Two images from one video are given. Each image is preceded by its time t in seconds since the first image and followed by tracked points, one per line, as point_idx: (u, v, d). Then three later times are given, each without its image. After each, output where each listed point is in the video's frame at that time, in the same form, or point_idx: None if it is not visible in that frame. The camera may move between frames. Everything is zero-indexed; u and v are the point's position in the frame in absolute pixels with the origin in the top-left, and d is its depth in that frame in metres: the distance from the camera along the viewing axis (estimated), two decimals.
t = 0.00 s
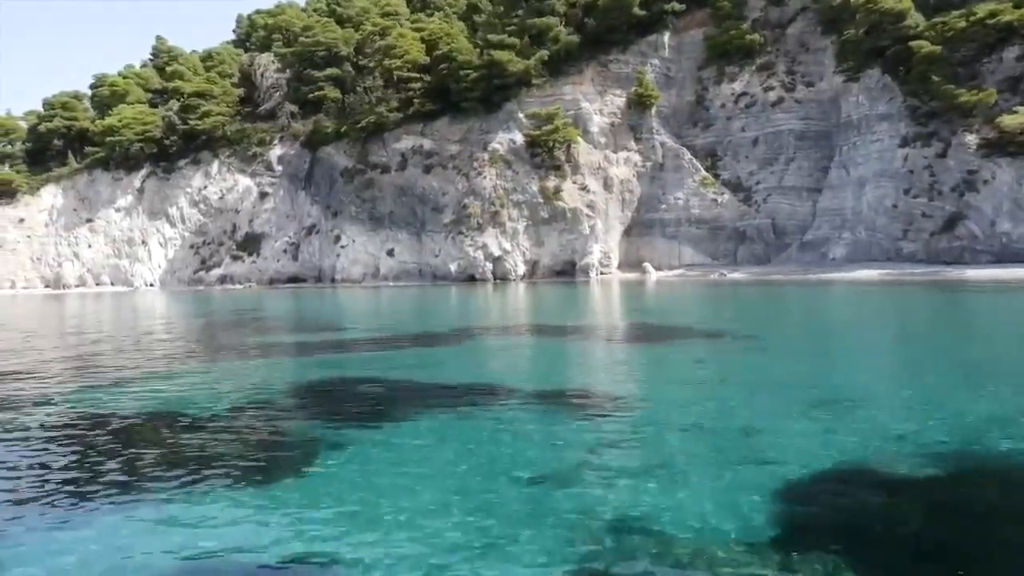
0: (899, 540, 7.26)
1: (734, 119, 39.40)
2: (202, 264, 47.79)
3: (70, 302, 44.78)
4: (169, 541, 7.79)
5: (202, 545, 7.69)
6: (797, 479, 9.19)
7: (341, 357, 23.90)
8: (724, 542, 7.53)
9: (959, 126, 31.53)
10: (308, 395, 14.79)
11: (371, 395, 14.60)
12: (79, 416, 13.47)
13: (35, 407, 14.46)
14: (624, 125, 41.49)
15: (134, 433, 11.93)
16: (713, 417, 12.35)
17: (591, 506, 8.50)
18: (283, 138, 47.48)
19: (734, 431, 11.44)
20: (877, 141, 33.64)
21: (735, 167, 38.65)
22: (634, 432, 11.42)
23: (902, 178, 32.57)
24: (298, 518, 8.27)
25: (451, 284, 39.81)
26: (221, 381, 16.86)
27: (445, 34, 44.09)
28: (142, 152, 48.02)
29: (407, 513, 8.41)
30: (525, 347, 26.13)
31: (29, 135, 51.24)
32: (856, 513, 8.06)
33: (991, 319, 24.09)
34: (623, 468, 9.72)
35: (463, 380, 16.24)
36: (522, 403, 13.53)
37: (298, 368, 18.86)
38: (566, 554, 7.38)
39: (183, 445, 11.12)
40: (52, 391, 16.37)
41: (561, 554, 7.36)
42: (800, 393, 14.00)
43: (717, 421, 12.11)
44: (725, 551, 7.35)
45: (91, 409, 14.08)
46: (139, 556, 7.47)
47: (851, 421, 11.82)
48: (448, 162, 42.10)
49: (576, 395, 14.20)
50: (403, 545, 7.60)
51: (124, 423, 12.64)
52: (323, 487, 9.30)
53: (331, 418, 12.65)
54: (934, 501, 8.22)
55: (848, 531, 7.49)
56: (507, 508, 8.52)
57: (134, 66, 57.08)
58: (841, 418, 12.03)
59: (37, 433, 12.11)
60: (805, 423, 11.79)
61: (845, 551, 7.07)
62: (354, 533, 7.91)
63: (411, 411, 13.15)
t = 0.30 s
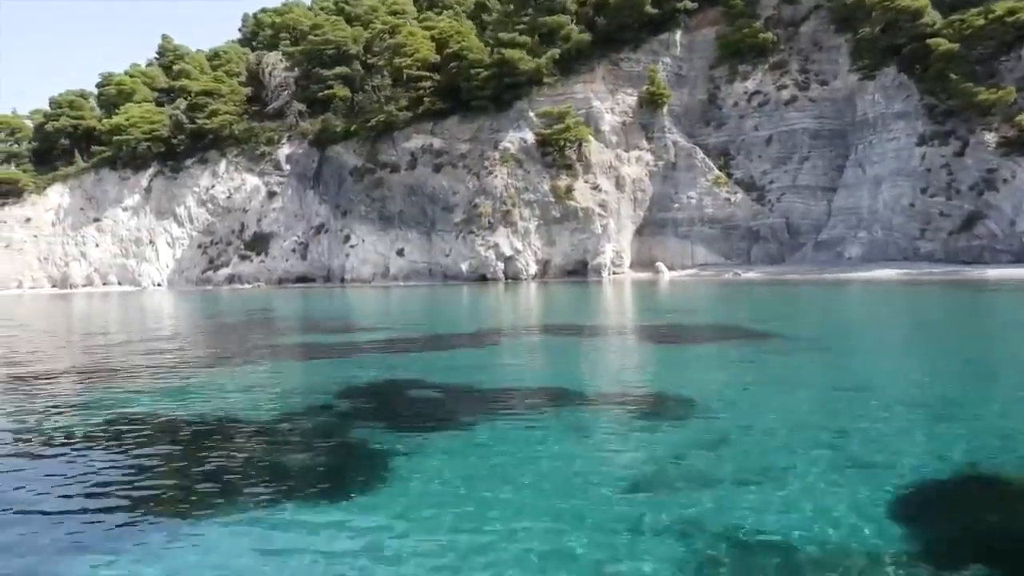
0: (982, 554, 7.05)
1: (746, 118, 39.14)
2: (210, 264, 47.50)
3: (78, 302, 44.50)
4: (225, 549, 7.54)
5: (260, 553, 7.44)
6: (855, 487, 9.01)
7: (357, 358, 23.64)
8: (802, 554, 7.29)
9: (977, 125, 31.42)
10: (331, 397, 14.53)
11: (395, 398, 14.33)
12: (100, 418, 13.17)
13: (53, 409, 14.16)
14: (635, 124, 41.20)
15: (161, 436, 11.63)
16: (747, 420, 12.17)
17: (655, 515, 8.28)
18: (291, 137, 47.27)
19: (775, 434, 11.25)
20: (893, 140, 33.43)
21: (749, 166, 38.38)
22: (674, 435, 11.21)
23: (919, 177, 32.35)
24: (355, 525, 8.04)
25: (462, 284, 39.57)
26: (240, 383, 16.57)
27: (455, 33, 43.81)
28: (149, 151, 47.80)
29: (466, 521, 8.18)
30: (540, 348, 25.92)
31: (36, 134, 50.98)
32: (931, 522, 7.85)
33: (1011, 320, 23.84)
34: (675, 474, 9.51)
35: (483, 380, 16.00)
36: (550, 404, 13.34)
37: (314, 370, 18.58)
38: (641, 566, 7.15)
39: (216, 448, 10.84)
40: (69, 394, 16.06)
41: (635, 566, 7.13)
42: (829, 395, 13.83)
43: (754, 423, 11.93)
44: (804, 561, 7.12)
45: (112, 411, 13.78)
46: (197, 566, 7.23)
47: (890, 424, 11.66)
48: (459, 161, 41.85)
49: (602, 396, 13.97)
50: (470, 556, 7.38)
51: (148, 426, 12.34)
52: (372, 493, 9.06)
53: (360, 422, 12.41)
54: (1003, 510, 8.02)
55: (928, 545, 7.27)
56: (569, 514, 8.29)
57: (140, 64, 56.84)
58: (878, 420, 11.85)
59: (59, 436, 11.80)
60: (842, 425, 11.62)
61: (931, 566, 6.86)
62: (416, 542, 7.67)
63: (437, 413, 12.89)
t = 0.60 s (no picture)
0: None
1: (762, 117, 38.87)
2: (219, 263, 47.15)
3: (86, 302, 44.18)
4: (291, 550, 7.25)
5: (328, 554, 7.14)
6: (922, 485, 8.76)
7: (375, 358, 23.32)
8: (892, 554, 7.01)
9: (999, 122, 31.30)
10: (360, 400, 14.21)
11: (429, 400, 14.05)
12: (128, 423, 12.85)
13: (78, 414, 13.84)
14: (648, 122, 40.92)
15: (197, 441, 11.33)
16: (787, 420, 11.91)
17: (728, 514, 8.00)
18: (301, 135, 47.01)
19: (823, 434, 11.00)
20: (912, 138, 33.18)
21: (764, 165, 38.12)
22: (719, 437, 10.95)
23: (940, 175, 32.10)
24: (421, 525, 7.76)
25: (475, 283, 39.29)
26: (265, 385, 16.27)
27: (467, 30, 43.55)
28: (158, 150, 47.54)
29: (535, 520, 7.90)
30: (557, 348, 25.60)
31: (43, 133, 50.74)
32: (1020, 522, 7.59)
33: None
34: (735, 475, 9.24)
35: (509, 381, 15.68)
36: (581, 405, 13.06)
37: (337, 371, 18.28)
38: (727, 566, 6.86)
39: (257, 452, 10.55)
40: (91, 396, 15.75)
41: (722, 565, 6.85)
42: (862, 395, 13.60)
43: (796, 424, 11.68)
44: (900, 563, 6.84)
45: (139, 414, 13.44)
46: (264, 566, 6.93)
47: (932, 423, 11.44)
48: (471, 160, 41.61)
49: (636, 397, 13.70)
50: (548, 555, 7.10)
51: (181, 430, 12.03)
52: (431, 493, 8.78)
53: (397, 426, 12.13)
54: None
55: None
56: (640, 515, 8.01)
57: (147, 63, 56.61)
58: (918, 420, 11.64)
59: (91, 441, 11.48)
60: (881, 424, 11.41)
61: None
62: (488, 542, 7.39)
63: (473, 416, 12.60)
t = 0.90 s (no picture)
0: None
1: (775, 115, 38.64)
2: (227, 263, 46.88)
3: (93, 302, 43.89)
4: (354, 557, 6.99)
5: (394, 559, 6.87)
6: (985, 482, 8.54)
7: (392, 358, 23.07)
8: (982, 559, 6.73)
9: (1017, 121, 31.25)
10: (385, 401, 13.94)
11: (456, 400, 13.79)
12: (156, 427, 12.57)
13: (100, 418, 13.57)
14: (660, 120, 40.61)
15: (230, 445, 11.05)
16: (816, 416, 11.71)
17: (797, 516, 7.73)
18: (309, 134, 46.78)
19: (868, 431, 10.76)
20: (929, 136, 32.95)
21: (777, 164, 37.90)
22: (765, 434, 10.70)
23: (957, 174, 31.90)
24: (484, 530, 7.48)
25: (486, 283, 39.04)
26: (287, 386, 15.98)
27: (478, 28, 43.25)
28: (165, 149, 47.27)
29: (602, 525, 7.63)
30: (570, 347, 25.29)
31: (50, 132, 50.47)
32: None
33: None
34: (793, 474, 8.99)
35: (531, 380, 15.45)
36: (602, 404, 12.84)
37: (355, 371, 18.05)
38: (809, 572, 6.59)
39: (295, 455, 10.26)
40: (112, 400, 15.47)
41: (802, 569, 6.59)
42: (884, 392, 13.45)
43: (837, 420, 11.45)
44: (984, 563, 6.65)
45: (164, 418, 13.18)
46: (332, 571, 6.71)
47: (969, 420, 11.24)
48: (481, 158, 41.41)
49: (668, 396, 13.43)
50: (622, 559, 6.86)
51: (211, 434, 11.76)
52: (485, 495, 8.53)
53: (430, 425, 11.86)
54: None
55: None
56: (705, 519, 7.73)
57: (153, 61, 56.32)
58: (946, 415, 11.50)
59: (121, 447, 11.20)
60: (924, 422, 11.15)
61: None
62: (557, 545, 7.16)
63: (503, 416, 12.32)
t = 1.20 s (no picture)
0: None
1: (790, 113, 38.35)
2: (236, 262, 46.59)
3: (101, 302, 43.55)
4: (423, 571, 6.69)
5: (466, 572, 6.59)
6: None
7: (413, 359, 22.77)
8: None
9: None
10: (421, 406, 13.64)
11: (494, 404, 13.50)
12: (189, 435, 12.28)
13: (130, 426, 13.27)
14: (673, 119, 40.31)
15: (271, 453, 10.76)
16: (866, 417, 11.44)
17: (875, 526, 7.45)
18: (318, 133, 46.48)
19: (926, 432, 10.48)
20: (948, 134, 32.72)
21: (793, 162, 37.62)
22: (820, 437, 10.43)
23: (978, 172, 31.64)
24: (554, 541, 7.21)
25: (498, 282, 38.72)
26: (316, 389, 15.70)
27: (489, 26, 42.98)
28: (173, 148, 46.95)
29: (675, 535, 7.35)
30: (592, 347, 24.97)
31: (57, 130, 50.14)
32: None
33: None
34: (860, 480, 8.72)
35: (566, 383, 15.14)
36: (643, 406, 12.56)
37: (383, 373, 17.74)
38: None
39: (343, 462, 10.05)
40: (139, 407, 15.18)
41: None
42: (921, 392, 13.20)
43: (891, 421, 11.18)
44: None
45: (197, 426, 12.88)
46: None
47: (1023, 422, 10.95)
48: (493, 157, 41.14)
49: (704, 397, 13.15)
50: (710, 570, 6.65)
51: (249, 442, 11.47)
52: (545, 503, 8.24)
53: (474, 431, 11.57)
54: None
55: None
56: (780, 530, 7.46)
57: (159, 60, 55.98)
58: (994, 416, 11.23)
59: (158, 455, 10.94)
60: (976, 423, 10.86)
61: None
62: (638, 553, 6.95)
63: (545, 421, 12.03)
